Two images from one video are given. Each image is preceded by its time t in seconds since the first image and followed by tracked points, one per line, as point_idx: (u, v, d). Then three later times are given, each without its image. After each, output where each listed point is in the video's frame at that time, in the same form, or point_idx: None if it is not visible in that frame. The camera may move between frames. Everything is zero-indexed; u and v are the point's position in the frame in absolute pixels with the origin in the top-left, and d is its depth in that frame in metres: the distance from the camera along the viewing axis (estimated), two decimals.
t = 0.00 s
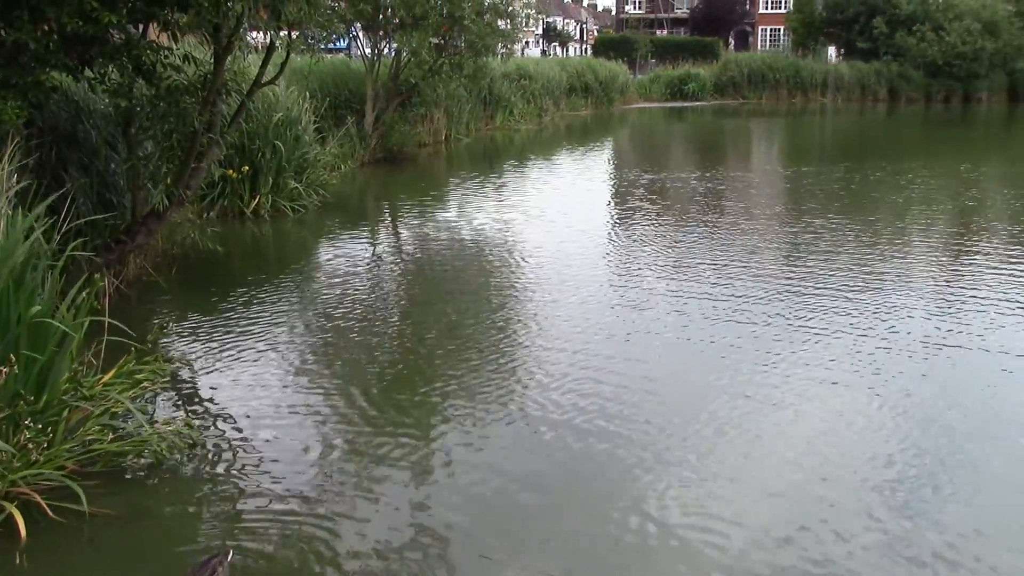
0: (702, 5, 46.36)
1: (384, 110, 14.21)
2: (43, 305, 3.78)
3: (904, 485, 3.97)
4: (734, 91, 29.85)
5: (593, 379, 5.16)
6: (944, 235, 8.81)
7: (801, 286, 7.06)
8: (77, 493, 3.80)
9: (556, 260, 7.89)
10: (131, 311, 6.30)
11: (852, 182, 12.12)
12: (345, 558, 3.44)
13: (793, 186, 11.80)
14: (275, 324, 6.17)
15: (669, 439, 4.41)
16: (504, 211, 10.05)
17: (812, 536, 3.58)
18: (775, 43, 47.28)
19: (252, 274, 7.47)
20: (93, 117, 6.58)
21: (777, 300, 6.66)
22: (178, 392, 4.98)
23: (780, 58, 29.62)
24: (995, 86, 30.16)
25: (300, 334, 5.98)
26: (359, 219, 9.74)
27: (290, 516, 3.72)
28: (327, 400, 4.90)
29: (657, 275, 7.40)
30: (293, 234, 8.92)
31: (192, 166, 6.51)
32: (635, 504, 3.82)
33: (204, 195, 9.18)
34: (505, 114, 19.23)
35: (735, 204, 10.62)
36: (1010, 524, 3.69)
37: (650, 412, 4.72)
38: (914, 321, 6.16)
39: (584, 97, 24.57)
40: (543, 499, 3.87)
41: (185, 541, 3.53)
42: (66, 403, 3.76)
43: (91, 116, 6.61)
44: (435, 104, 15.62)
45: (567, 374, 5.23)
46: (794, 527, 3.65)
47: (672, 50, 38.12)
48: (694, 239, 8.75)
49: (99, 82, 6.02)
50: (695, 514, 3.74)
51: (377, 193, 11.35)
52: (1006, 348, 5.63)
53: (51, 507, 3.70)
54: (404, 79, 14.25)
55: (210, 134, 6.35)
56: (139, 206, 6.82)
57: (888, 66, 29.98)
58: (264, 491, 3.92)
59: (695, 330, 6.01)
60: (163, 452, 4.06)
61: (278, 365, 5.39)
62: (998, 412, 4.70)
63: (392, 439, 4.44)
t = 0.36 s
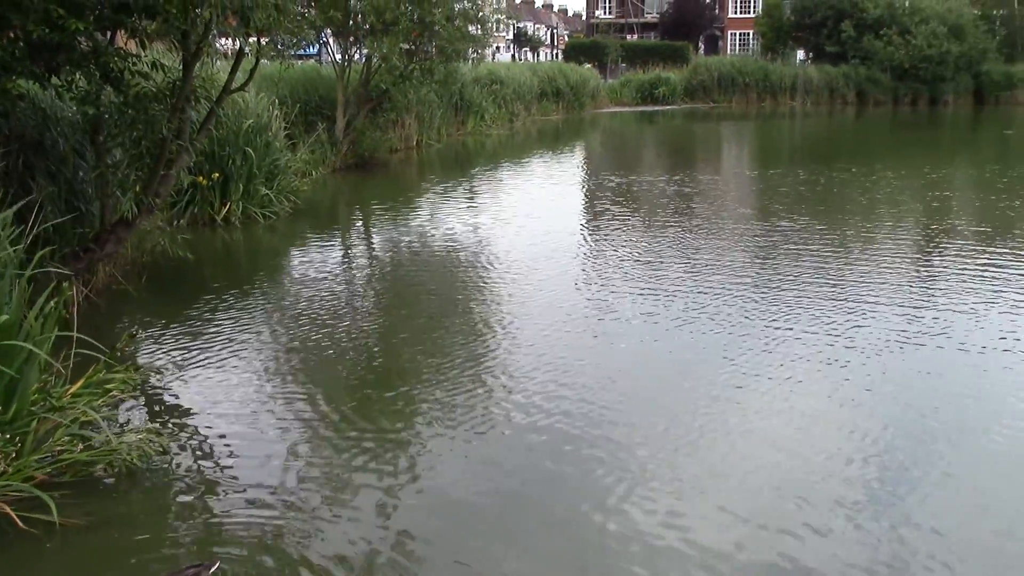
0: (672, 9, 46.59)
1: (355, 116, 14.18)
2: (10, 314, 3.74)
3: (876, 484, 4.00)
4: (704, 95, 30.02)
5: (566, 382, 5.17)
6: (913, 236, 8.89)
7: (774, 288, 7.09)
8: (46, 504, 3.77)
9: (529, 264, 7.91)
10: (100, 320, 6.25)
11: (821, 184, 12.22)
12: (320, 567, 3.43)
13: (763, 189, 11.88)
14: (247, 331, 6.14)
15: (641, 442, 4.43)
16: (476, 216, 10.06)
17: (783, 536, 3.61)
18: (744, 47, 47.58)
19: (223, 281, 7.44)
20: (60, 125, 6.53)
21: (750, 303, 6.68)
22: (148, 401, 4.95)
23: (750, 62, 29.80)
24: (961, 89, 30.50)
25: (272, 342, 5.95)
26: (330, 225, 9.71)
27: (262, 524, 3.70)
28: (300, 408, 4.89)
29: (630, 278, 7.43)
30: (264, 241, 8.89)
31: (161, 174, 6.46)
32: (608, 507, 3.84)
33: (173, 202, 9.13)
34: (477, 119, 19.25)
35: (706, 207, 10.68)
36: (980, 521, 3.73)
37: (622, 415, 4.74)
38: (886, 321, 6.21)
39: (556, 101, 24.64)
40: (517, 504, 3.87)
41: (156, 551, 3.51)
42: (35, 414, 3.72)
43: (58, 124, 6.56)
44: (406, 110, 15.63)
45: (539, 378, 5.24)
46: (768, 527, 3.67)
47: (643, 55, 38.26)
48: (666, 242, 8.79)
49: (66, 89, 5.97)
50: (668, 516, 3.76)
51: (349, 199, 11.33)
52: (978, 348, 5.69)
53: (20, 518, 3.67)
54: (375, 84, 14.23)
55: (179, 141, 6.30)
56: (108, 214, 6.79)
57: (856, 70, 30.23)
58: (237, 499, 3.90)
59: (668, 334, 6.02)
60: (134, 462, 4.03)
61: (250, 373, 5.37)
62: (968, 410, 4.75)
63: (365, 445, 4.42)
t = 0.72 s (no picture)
0: (642, 12, 46.75)
1: (326, 119, 14.14)
2: None
3: (846, 482, 4.04)
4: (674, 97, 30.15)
5: (538, 385, 5.18)
6: (882, 237, 8.98)
7: (745, 289, 7.13)
8: (14, 511, 3.74)
9: (502, 267, 7.91)
10: (68, 325, 6.20)
11: (790, 186, 12.31)
12: (293, 572, 3.42)
13: (732, 191, 11.95)
14: (217, 336, 6.11)
15: (613, 442, 4.45)
16: (447, 219, 10.06)
17: (754, 535, 3.64)
18: (714, 50, 47.84)
19: (192, 285, 7.39)
20: (27, 128, 6.49)
21: (722, 305, 6.71)
22: (118, 406, 4.91)
23: (719, 64, 29.96)
24: (927, 91, 30.81)
25: (242, 346, 5.92)
26: (301, 228, 9.67)
27: (233, 528, 3.70)
28: (271, 412, 4.87)
29: (601, 281, 7.46)
30: (234, 245, 8.85)
31: (130, 178, 6.40)
32: (580, 508, 3.85)
33: (142, 206, 9.07)
34: (448, 122, 19.24)
35: (677, 209, 10.73)
36: (948, 517, 3.77)
37: (594, 417, 4.76)
38: (857, 321, 6.26)
39: (527, 104, 24.67)
40: (491, 506, 3.88)
41: (126, 557, 3.49)
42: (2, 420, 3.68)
43: (25, 128, 6.51)
44: (376, 113, 15.62)
45: (512, 381, 5.25)
46: (739, 527, 3.70)
47: (613, 57, 38.37)
48: (637, 244, 8.82)
49: (32, 93, 5.93)
50: (640, 517, 3.78)
51: (319, 202, 11.30)
52: (947, 347, 5.75)
53: None
54: (345, 87, 14.19)
55: (147, 145, 6.24)
56: (76, 218, 6.75)
57: (825, 72, 30.45)
58: (208, 504, 3.88)
59: (640, 336, 6.04)
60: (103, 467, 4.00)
61: (220, 377, 5.35)
62: (937, 409, 4.81)
63: (338, 449, 4.42)
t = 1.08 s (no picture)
0: (615, 12, 46.87)
1: (300, 119, 14.10)
2: None
3: (821, 478, 4.06)
4: (648, 97, 30.23)
5: (514, 384, 5.19)
6: (855, 234, 9.04)
7: (721, 287, 7.16)
8: None
9: (477, 267, 7.91)
10: (40, 328, 6.15)
11: (764, 184, 12.37)
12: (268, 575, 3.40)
13: (706, 189, 12.01)
14: (191, 338, 6.08)
15: (590, 441, 4.46)
16: (423, 219, 10.06)
17: (729, 531, 3.66)
18: (688, 49, 48.03)
19: (166, 287, 7.35)
20: None
21: (697, 302, 6.74)
22: (91, 409, 4.88)
23: (692, 64, 30.07)
24: (899, 89, 31.06)
25: (217, 347, 5.89)
26: (275, 229, 9.64)
27: (208, 531, 3.68)
28: (246, 414, 4.85)
29: (578, 279, 7.47)
30: (208, 246, 8.81)
31: (101, 179, 6.31)
32: (557, 506, 3.86)
33: (114, 208, 9.00)
34: (423, 122, 19.24)
35: (652, 208, 10.77)
36: (922, 512, 3.80)
37: (570, 415, 4.77)
38: (833, 318, 6.30)
39: (502, 104, 24.69)
40: (468, 507, 3.87)
41: (101, 561, 3.46)
42: None
43: None
44: (350, 113, 15.60)
45: (488, 380, 5.25)
46: (716, 524, 3.71)
47: (587, 57, 38.45)
48: (613, 243, 8.83)
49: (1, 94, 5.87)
50: (617, 514, 3.79)
51: (294, 203, 11.26)
52: (922, 343, 5.79)
53: None
54: (319, 88, 14.14)
55: (120, 147, 6.09)
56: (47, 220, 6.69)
57: (797, 71, 30.59)
58: (184, 507, 3.86)
59: (616, 334, 6.05)
60: (76, 471, 3.97)
61: (195, 380, 5.31)
62: (911, 404, 4.84)
63: (313, 450, 4.40)
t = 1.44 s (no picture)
0: (592, 9, 46.92)
1: (276, 116, 14.06)
2: None
3: (798, 474, 4.08)
4: (624, 94, 30.26)
5: (491, 382, 5.19)
6: (831, 230, 9.08)
7: (698, 284, 7.18)
8: None
9: (455, 265, 7.92)
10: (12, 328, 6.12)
11: (741, 181, 12.43)
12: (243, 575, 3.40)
13: (683, 186, 12.07)
14: (166, 337, 6.06)
15: (567, 438, 4.47)
16: (401, 217, 10.05)
17: (704, 527, 3.68)
18: (664, 46, 48.13)
19: (141, 286, 7.32)
20: None
21: (674, 299, 6.77)
22: (64, 409, 4.85)
23: (669, 61, 30.15)
24: (874, 87, 31.25)
25: (192, 346, 5.87)
26: (251, 227, 9.61)
27: (183, 532, 3.67)
28: (224, 413, 4.84)
29: (556, 277, 7.49)
30: (184, 244, 8.78)
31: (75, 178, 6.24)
32: (533, 503, 3.87)
33: (88, 206, 8.95)
34: (400, 119, 19.23)
35: (630, 204, 10.80)
36: (896, 506, 3.83)
37: (547, 413, 4.78)
38: (810, 314, 6.33)
39: (479, 101, 24.69)
40: (446, 507, 3.86)
41: (74, 562, 3.45)
42: None
43: None
44: (326, 111, 15.58)
45: (465, 378, 5.25)
46: (693, 520, 3.73)
47: (565, 54, 38.50)
48: (590, 240, 8.85)
49: None
50: (593, 511, 3.80)
51: (270, 200, 11.23)
52: (897, 338, 5.83)
53: None
54: (295, 85, 14.10)
55: (93, 144, 6.03)
56: (20, 219, 6.66)
57: (773, 68, 30.87)
58: (158, 507, 3.85)
59: (595, 331, 6.06)
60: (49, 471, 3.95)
61: (171, 379, 5.30)
62: (888, 400, 4.88)
63: (292, 449, 4.40)
